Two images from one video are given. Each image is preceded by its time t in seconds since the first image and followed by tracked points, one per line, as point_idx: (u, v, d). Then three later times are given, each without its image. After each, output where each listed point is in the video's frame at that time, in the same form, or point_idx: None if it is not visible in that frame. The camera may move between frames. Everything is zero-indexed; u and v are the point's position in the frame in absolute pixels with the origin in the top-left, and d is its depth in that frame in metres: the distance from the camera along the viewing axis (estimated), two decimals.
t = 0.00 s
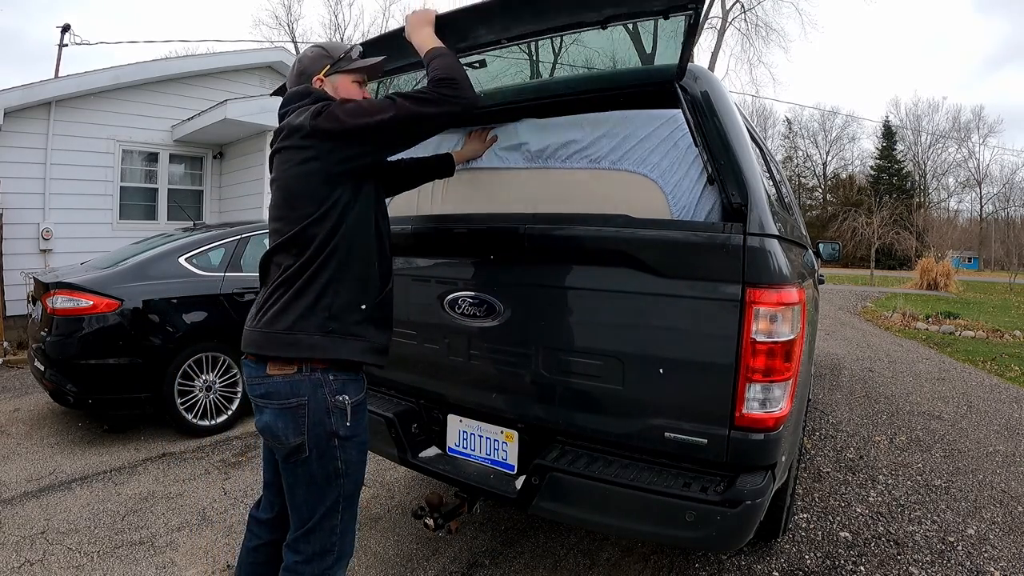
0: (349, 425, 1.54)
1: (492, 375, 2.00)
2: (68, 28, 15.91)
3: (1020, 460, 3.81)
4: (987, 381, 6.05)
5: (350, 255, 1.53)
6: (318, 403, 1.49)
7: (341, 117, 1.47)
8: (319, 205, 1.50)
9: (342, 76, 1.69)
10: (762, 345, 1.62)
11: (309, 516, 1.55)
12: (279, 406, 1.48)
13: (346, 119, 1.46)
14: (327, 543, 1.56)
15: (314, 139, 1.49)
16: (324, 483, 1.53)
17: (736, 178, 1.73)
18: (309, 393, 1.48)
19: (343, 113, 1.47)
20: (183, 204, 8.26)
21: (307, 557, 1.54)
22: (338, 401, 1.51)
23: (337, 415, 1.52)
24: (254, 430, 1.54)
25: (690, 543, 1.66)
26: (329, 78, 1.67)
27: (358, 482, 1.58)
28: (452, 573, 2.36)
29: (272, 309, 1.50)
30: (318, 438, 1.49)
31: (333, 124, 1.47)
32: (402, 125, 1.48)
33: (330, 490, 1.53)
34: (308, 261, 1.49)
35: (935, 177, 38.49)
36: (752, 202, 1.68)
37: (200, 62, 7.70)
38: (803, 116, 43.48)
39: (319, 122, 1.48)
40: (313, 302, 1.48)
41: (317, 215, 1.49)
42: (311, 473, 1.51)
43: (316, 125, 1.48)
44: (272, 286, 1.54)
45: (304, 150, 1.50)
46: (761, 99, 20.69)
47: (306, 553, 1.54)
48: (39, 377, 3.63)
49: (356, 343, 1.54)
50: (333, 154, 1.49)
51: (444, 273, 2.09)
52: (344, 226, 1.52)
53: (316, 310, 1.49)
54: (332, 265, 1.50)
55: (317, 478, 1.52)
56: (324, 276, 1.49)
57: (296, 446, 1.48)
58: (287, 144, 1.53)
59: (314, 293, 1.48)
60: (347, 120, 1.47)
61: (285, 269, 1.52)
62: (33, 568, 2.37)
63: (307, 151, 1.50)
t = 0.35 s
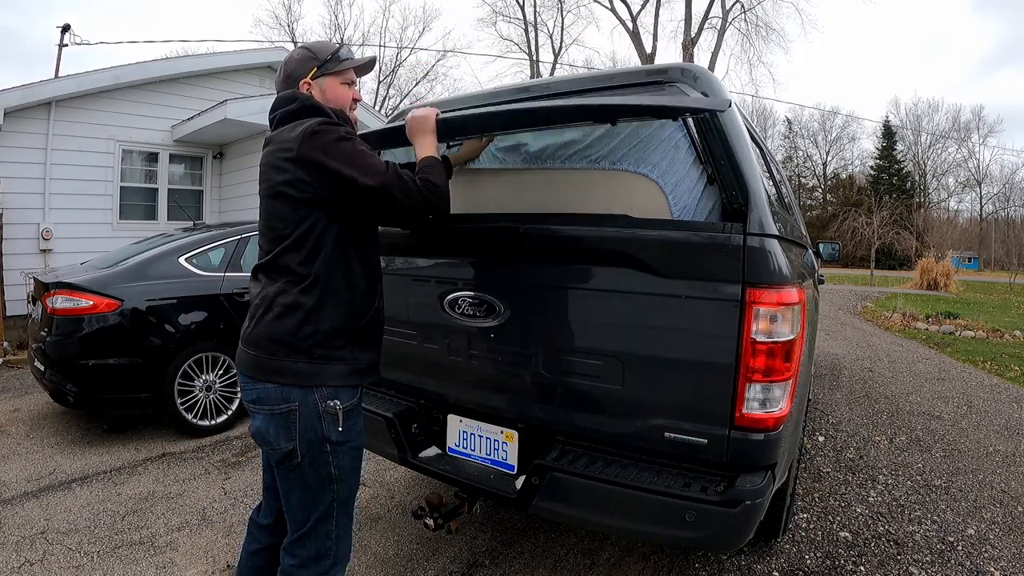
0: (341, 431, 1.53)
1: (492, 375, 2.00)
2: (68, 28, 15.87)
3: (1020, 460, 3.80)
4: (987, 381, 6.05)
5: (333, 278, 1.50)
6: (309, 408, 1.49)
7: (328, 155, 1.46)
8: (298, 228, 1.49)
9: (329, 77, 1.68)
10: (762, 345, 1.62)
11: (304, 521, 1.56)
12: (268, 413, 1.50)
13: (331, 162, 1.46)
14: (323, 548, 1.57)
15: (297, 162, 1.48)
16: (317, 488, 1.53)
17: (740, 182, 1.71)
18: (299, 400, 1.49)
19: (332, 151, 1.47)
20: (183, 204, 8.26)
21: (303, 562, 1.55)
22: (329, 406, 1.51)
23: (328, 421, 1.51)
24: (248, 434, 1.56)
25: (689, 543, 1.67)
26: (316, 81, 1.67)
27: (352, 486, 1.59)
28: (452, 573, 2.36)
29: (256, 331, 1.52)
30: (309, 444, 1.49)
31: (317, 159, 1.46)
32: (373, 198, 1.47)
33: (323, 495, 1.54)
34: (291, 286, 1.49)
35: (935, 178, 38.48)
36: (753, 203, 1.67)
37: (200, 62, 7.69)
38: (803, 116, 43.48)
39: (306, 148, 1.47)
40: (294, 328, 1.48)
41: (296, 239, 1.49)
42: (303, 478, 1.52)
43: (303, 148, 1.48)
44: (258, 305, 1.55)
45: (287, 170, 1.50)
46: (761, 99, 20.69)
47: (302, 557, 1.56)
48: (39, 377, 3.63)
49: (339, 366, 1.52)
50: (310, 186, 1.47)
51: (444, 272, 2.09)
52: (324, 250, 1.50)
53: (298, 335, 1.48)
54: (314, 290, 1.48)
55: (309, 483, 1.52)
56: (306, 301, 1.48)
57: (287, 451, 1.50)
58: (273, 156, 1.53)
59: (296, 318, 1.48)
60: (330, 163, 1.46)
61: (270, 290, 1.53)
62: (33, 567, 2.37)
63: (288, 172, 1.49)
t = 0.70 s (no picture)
0: (328, 433, 1.52)
1: (492, 375, 2.00)
2: (68, 28, 15.89)
3: (1020, 460, 3.81)
4: (986, 381, 6.05)
5: (328, 276, 1.50)
6: (294, 410, 1.49)
7: (341, 160, 1.48)
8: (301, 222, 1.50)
9: (347, 83, 1.69)
10: (762, 345, 1.62)
11: (292, 524, 1.55)
12: (254, 414, 1.49)
13: (342, 169, 1.47)
14: (314, 552, 1.56)
15: (311, 160, 1.49)
16: (304, 491, 1.53)
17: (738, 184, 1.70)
18: (286, 401, 1.48)
19: (346, 157, 1.49)
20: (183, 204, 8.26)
21: (294, 566, 1.55)
22: (315, 408, 1.50)
23: (315, 423, 1.50)
24: (235, 436, 1.56)
25: (689, 544, 1.67)
26: (335, 86, 1.67)
27: (339, 489, 1.58)
28: (452, 573, 2.36)
29: (246, 323, 1.52)
30: (296, 446, 1.49)
31: (330, 161, 1.47)
32: (376, 213, 1.49)
33: (311, 497, 1.54)
34: (286, 281, 1.49)
35: (935, 178, 38.49)
36: (752, 203, 1.68)
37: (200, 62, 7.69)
38: (803, 116, 43.50)
39: (321, 149, 1.49)
40: (285, 324, 1.47)
41: (299, 234, 1.49)
42: (290, 481, 1.51)
43: (320, 148, 1.49)
44: (251, 297, 1.55)
45: (299, 166, 1.50)
46: (760, 99, 20.68)
47: (294, 562, 1.55)
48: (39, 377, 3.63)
49: (327, 368, 1.51)
50: (318, 187, 1.48)
51: (444, 272, 2.08)
52: (321, 251, 1.50)
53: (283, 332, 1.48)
54: (309, 288, 1.48)
55: (297, 485, 1.52)
56: (301, 297, 1.48)
57: (273, 453, 1.49)
58: (288, 150, 1.54)
59: (287, 314, 1.48)
60: (342, 169, 1.47)
61: (264, 283, 1.53)
62: (33, 567, 2.37)
63: (299, 168, 1.50)
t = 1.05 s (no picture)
0: (297, 438, 1.51)
1: (493, 375, 2.00)
2: (68, 28, 15.86)
3: (1020, 460, 3.81)
4: (986, 380, 6.05)
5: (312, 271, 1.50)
6: (261, 413, 1.48)
7: (350, 161, 1.49)
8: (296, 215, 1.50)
9: (364, 97, 1.73)
10: (762, 345, 1.62)
11: (268, 530, 1.55)
12: (222, 417, 1.49)
13: (351, 170, 1.48)
14: (291, 561, 1.56)
15: (320, 157, 1.50)
16: (275, 495, 1.52)
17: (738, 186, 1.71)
18: (252, 404, 1.47)
19: (355, 159, 1.50)
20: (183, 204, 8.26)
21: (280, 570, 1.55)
22: (282, 413, 1.49)
23: (283, 426, 1.49)
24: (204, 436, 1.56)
25: (688, 543, 1.67)
26: (354, 98, 1.70)
27: (313, 495, 1.57)
28: (451, 573, 2.36)
29: (221, 312, 1.49)
30: (264, 450, 1.48)
31: (339, 161, 1.49)
32: (379, 218, 1.51)
33: (281, 502, 1.53)
34: (269, 273, 1.48)
35: (935, 178, 38.49)
36: (752, 202, 1.66)
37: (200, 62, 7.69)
38: (803, 116, 43.51)
39: (332, 148, 1.50)
40: (262, 314, 1.45)
41: (292, 226, 1.49)
42: (260, 484, 1.51)
43: (330, 147, 1.50)
44: (230, 288, 1.53)
45: (307, 162, 1.50)
46: (760, 99, 20.70)
47: (274, 569, 1.55)
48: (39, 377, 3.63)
49: (299, 368, 1.50)
50: (324, 185, 1.49)
51: (444, 272, 2.08)
52: (309, 246, 1.50)
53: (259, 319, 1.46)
54: (294, 278, 1.48)
55: (266, 490, 1.51)
56: (283, 290, 1.47)
57: (242, 456, 1.49)
58: (296, 146, 1.54)
59: (264, 306, 1.46)
60: (351, 170, 1.48)
61: (245, 274, 1.52)
62: (34, 568, 2.37)
63: (307, 165, 1.50)
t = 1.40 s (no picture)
0: (300, 439, 1.51)
1: (493, 375, 2.00)
2: (68, 28, 15.81)
3: (1020, 460, 3.81)
4: (986, 380, 6.05)
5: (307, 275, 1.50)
6: (264, 417, 1.48)
7: (343, 162, 1.49)
8: (288, 223, 1.48)
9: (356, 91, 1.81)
10: (762, 345, 1.62)
11: (269, 534, 1.54)
12: (222, 423, 1.48)
13: (344, 171, 1.48)
14: (295, 561, 1.56)
15: (311, 159, 1.48)
16: (279, 498, 1.52)
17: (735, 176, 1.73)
18: (254, 408, 1.47)
19: (349, 160, 1.50)
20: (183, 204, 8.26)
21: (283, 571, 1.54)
22: (285, 415, 1.49)
23: (286, 428, 1.49)
24: (203, 444, 1.55)
25: (686, 543, 1.67)
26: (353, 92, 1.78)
27: (314, 495, 1.58)
28: (451, 573, 2.36)
29: (211, 320, 1.48)
30: (267, 453, 1.48)
31: (332, 162, 1.48)
32: (379, 218, 1.52)
33: (285, 504, 1.53)
34: (261, 278, 1.47)
35: (936, 177, 38.48)
36: (752, 202, 1.66)
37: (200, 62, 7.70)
38: (803, 116, 43.50)
39: (324, 150, 1.49)
40: (258, 320, 1.45)
41: (284, 233, 1.48)
42: (263, 488, 1.50)
43: (322, 148, 1.49)
44: (218, 294, 1.52)
45: (297, 163, 1.48)
46: (760, 99, 20.68)
47: (282, 568, 1.55)
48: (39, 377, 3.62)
49: (297, 370, 1.50)
50: (317, 186, 1.48)
51: (444, 272, 2.08)
52: (306, 249, 1.49)
53: (256, 327, 1.45)
54: (289, 284, 1.47)
55: (270, 493, 1.51)
56: (277, 296, 1.47)
57: (244, 462, 1.48)
58: (286, 143, 1.51)
59: (258, 313, 1.45)
60: (345, 172, 1.48)
61: (234, 280, 1.50)
62: (34, 567, 2.37)
63: (297, 166, 1.48)
